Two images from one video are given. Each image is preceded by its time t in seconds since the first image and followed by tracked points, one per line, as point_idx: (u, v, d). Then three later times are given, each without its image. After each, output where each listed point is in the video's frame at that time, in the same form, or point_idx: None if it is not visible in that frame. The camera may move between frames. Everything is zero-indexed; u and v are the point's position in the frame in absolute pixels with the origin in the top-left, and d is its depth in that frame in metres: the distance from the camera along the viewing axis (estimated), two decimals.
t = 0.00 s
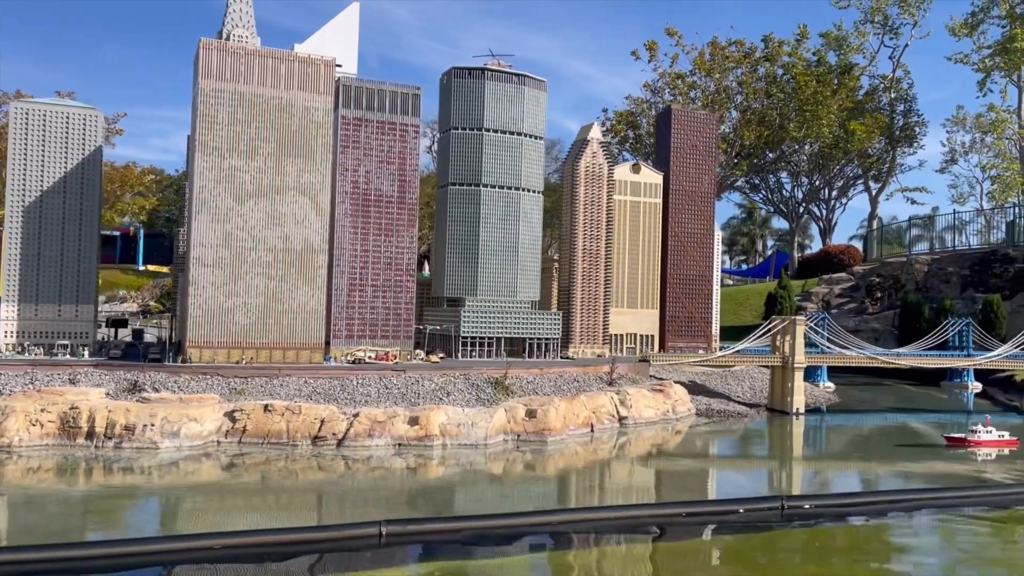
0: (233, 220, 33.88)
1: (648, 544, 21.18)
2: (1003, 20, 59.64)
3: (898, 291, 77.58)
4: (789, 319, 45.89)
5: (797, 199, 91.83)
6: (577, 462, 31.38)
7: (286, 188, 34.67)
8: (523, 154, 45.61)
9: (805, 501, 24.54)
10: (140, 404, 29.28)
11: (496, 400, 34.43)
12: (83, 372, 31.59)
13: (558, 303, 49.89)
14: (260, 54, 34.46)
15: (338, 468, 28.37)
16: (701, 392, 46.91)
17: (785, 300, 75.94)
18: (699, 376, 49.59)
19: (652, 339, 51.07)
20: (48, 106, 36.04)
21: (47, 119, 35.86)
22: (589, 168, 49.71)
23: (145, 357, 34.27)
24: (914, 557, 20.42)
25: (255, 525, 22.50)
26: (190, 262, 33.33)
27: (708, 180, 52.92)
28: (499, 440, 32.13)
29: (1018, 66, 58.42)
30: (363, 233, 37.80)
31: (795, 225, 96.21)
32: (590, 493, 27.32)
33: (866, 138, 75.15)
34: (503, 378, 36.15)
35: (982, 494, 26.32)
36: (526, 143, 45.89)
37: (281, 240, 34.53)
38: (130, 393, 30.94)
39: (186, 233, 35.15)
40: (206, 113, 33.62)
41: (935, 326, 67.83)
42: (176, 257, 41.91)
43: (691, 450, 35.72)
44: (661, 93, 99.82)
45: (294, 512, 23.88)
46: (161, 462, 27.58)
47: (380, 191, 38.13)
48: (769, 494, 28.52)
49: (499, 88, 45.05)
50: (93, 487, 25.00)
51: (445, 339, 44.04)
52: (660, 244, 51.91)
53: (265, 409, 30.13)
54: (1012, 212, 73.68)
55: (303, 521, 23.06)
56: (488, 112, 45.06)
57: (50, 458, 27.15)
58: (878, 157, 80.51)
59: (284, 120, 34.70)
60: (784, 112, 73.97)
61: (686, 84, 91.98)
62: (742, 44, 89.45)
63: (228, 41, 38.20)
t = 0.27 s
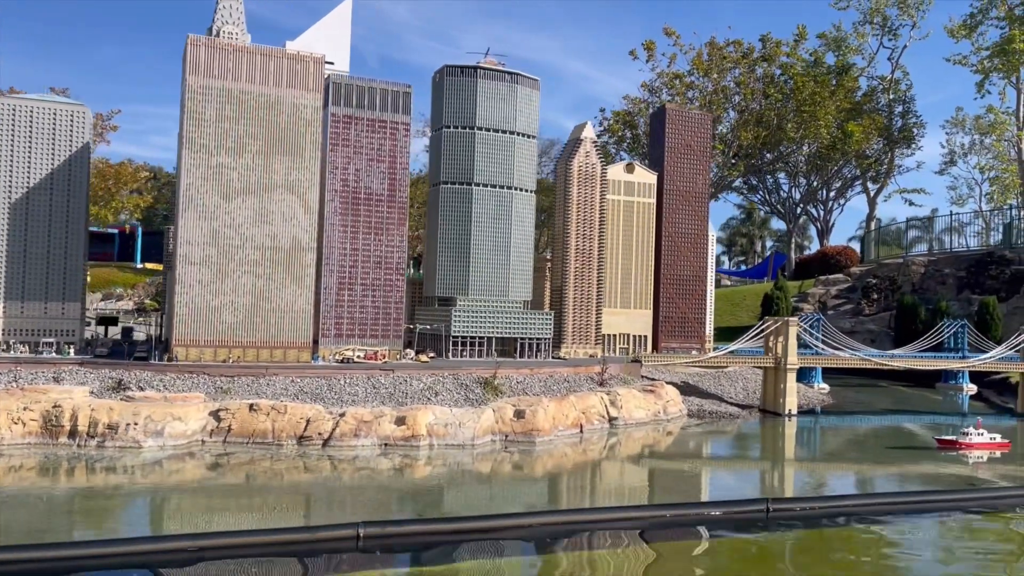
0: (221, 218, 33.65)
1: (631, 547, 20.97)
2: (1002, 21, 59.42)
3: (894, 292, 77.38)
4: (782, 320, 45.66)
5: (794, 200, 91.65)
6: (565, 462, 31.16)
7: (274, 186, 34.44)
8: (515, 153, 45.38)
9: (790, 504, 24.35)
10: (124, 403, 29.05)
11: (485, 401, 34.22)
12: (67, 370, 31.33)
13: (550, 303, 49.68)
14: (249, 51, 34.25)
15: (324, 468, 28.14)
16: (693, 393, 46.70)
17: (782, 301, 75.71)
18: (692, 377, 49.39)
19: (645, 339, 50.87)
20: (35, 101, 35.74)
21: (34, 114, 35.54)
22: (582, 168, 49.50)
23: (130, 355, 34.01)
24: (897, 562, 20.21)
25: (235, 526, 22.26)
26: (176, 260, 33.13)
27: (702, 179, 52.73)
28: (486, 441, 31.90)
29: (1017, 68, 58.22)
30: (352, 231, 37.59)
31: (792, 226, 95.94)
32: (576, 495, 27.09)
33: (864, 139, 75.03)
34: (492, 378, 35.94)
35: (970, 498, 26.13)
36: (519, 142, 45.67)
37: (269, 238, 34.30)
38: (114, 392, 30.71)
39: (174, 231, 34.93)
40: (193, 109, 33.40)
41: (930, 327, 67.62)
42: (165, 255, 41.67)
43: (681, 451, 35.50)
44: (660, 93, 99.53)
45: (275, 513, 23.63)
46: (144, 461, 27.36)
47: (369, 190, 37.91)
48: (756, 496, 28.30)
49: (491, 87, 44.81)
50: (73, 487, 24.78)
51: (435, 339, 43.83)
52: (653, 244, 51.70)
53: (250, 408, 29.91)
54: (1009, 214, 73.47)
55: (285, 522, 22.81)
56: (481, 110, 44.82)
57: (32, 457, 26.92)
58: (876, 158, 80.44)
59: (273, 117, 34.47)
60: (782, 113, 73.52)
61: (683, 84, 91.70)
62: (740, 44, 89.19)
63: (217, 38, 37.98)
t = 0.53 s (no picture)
0: (210, 215, 33.45)
1: (617, 549, 20.73)
2: (1002, 20, 59.10)
3: (893, 292, 77.02)
4: (777, 320, 45.38)
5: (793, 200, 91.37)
6: (555, 462, 30.94)
7: (264, 183, 34.22)
8: (509, 151, 45.16)
9: (780, 506, 24.09)
10: (110, 401, 28.86)
11: (476, 400, 34.02)
12: (54, 368, 31.11)
13: (545, 302, 49.43)
14: (239, 47, 34.00)
15: (311, 467, 27.94)
16: (688, 392, 46.48)
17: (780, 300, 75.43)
18: (687, 376, 49.15)
19: (640, 339, 50.65)
20: (24, 97, 35.50)
21: (24, 111, 35.31)
22: (577, 166, 49.25)
23: (120, 353, 33.73)
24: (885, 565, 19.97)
25: (218, 526, 22.04)
26: (165, 257, 32.94)
27: (698, 178, 52.49)
28: (476, 441, 31.69)
29: (1017, 67, 57.93)
30: (343, 229, 37.37)
31: (792, 225, 95.60)
32: (566, 495, 26.86)
33: (863, 138, 74.85)
34: (484, 377, 35.74)
35: (961, 499, 25.91)
36: (513, 140, 45.44)
37: (258, 236, 34.09)
38: (102, 390, 30.52)
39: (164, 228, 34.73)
40: (182, 106, 33.20)
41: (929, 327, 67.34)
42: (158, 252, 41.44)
43: (674, 451, 35.27)
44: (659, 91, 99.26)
45: (260, 512, 23.40)
46: (130, 460, 27.17)
47: (361, 188, 37.69)
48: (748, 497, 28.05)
49: (485, 85, 44.59)
50: (56, 485, 24.59)
51: (429, 338, 43.59)
52: (648, 243, 51.48)
53: (238, 407, 29.72)
54: (1009, 214, 73.18)
55: (269, 522, 22.57)
56: (475, 108, 44.60)
57: (16, 456, 26.74)
58: (875, 157, 80.21)
59: (263, 114, 34.27)
60: (782, 111, 73.11)
61: (683, 82, 91.38)
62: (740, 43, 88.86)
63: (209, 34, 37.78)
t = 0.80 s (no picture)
0: (200, 212, 33.23)
1: (604, 550, 20.49)
2: (1004, 18, 58.68)
3: (893, 290, 76.57)
4: (773, 318, 45.02)
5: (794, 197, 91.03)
6: (547, 461, 30.69)
7: (255, 180, 33.98)
8: (504, 148, 44.88)
9: (771, 506, 23.84)
10: (98, 400, 28.66)
11: (468, 398, 33.79)
12: (43, 366, 30.92)
13: (541, 300, 49.17)
14: (230, 43, 33.78)
15: (300, 466, 27.72)
16: (684, 391, 46.23)
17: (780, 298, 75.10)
18: (684, 374, 48.86)
19: (637, 337, 50.41)
20: (15, 93, 35.24)
21: (14, 107, 35.06)
22: (572, 163, 48.95)
23: (109, 351, 33.54)
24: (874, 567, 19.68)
25: (203, 525, 21.82)
26: (155, 254, 32.74)
27: (695, 175, 52.20)
28: (468, 439, 31.46)
29: (1019, 65, 57.50)
30: (336, 226, 37.14)
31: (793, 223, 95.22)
32: (556, 495, 26.60)
33: (864, 136, 74.51)
34: (476, 375, 35.51)
35: (955, 500, 25.62)
36: (508, 137, 45.18)
37: (249, 233, 33.87)
38: (90, 388, 30.32)
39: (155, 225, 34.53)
40: (172, 103, 32.95)
41: (928, 325, 66.96)
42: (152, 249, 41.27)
43: (668, 450, 34.99)
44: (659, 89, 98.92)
45: (246, 512, 23.16)
46: (117, 459, 26.97)
47: (354, 184, 37.45)
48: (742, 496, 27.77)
49: (480, 81, 44.31)
50: (41, 484, 24.39)
51: (423, 335, 43.30)
52: (645, 240, 51.21)
53: (227, 405, 29.52)
54: (1011, 212, 72.75)
55: (256, 521, 22.32)
56: (469, 105, 44.32)
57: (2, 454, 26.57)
58: (876, 155, 79.86)
59: (254, 110, 34.02)
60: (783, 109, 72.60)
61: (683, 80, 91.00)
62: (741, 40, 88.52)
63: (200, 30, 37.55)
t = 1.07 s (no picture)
0: (191, 210, 33.03)
1: (592, 549, 20.28)
2: (1005, 13, 58.25)
3: (893, 287, 76.15)
4: (769, 315, 44.68)
5: (794, 194, 90.68)
6: (539, 459, 30.47)
7: (246, 177, 33.76)
8: (499, 144, 44.60)
9: (762, 505, 23.60)
10: (87, 398, 28.48)
11: (461, 396, 33.59)
12: (32, 364, 30.73)
13: (536, 297, 48.87)
14: (221, 38, 33.56)
15: (291, 465, 27.53)
16: (680, 389, 45.96)
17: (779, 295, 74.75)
18: (681, 372, 48.58)
19: (634, 334, 50.17)
20: (4, 90, 35.02)
21: (4, 105, 34.86)
22: (568, 160, 48.63)
23: (100, 349, 33.35)
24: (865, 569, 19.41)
25: (189, 524, 21.60)
26: (145, 252, 32.56)
27: (692, 172, 51.91)
28: (460, 438, 31.25)
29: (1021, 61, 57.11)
30: (328, 223, 36.89)
31: (793, 220, 94.86)
32: (548, 494, 26.35)
33: (865, 132, 74.23)
34: (469, 373, 35.31)
35: (949, 498, 25.33)
36: (504, 133, 44.89)
37: (240, 230, 33.67)
38: (80, 386, 30.14)
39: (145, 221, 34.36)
40: (162, 99, 32.73)
41: (928, 322, 66.62)
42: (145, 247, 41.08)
43: (663, 447, 34.76)
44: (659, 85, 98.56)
45: (233, 511, 22.94)
46: (105, 457, 26.78)
47: (346, 181, 37.19)
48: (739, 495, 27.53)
49: (475, 77, 44.01)
50: (26, 483, 24.20)
51: (417, 333, 43.03)
52: (642, 237, 50.93)
53: (217, 403, 29.33)
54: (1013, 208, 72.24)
55: (243, 520, 22.10)
56: (464, 101, 44.03)
57: None
58: (877, 151, 79.45)
59: (245, 107, 33.78)
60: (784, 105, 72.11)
61: (683, 76, 90.65)
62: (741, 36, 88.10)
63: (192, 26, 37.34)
